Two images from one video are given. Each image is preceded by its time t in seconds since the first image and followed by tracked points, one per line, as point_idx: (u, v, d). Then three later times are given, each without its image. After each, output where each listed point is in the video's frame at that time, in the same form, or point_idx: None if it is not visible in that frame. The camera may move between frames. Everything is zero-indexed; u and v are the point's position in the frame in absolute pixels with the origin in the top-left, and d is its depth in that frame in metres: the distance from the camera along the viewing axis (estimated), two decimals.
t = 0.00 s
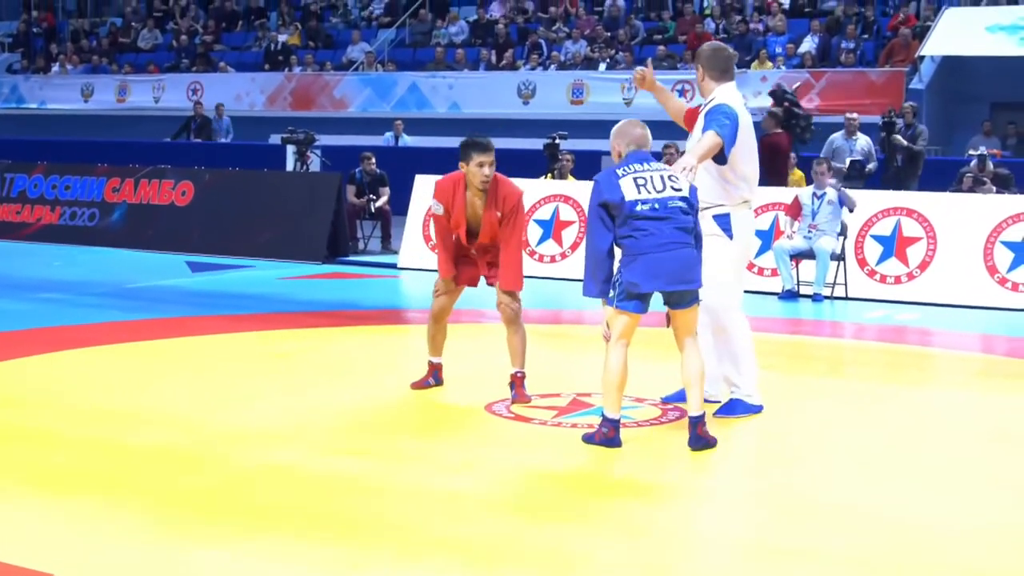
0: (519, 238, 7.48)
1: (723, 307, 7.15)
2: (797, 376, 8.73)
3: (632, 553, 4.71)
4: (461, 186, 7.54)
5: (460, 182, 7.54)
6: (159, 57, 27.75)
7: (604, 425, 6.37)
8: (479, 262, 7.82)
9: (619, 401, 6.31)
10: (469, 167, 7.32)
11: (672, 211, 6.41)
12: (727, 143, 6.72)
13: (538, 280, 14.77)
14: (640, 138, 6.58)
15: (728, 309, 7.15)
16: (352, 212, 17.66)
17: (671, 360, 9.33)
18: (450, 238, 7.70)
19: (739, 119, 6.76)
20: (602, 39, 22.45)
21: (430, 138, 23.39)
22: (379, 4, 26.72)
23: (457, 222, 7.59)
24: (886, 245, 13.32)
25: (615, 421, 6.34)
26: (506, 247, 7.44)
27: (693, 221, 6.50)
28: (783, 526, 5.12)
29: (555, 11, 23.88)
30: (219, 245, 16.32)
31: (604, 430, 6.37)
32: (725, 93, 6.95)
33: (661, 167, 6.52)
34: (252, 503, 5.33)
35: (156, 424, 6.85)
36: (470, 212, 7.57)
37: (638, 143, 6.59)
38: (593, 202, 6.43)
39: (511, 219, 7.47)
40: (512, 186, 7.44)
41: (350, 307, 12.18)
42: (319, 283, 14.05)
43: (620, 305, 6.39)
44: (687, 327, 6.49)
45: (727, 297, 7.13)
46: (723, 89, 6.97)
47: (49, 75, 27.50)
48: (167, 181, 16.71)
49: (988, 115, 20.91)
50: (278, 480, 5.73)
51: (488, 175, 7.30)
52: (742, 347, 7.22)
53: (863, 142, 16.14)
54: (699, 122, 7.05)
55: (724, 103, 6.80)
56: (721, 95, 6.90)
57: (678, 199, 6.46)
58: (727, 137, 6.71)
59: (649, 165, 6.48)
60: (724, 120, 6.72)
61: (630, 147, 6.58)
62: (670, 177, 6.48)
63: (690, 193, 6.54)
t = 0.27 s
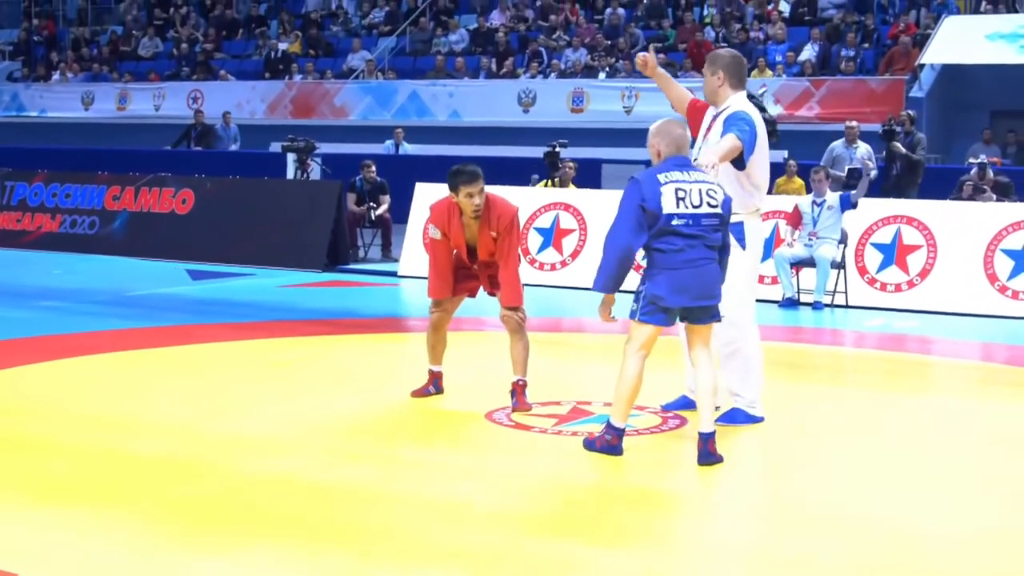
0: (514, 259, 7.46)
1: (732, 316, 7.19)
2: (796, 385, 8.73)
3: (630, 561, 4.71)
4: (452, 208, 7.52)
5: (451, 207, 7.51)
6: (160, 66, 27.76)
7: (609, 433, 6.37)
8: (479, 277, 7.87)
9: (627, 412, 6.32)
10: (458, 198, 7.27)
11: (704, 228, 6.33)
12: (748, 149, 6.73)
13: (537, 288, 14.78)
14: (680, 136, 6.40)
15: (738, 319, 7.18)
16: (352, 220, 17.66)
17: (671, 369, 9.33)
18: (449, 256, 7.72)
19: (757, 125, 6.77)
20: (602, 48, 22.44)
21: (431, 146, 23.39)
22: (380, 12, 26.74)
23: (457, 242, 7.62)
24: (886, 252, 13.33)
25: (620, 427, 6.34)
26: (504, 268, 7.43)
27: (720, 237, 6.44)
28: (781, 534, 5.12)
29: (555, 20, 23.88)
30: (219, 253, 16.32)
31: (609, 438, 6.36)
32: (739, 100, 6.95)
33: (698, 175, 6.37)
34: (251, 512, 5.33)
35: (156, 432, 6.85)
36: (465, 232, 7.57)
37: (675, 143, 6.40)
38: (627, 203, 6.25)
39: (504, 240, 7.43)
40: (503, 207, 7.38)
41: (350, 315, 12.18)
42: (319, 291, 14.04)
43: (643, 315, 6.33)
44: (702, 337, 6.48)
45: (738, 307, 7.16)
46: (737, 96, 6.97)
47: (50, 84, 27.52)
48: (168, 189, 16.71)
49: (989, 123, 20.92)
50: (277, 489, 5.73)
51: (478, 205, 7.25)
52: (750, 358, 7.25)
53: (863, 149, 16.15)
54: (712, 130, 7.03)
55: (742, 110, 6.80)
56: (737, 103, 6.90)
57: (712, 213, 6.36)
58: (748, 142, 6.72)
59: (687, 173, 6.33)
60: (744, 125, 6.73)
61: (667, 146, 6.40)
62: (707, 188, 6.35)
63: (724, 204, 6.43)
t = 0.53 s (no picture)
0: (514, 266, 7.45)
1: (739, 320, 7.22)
2: (796, 392, 8.72)
3: (629, 570, 4.70)
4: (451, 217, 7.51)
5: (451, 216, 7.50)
6: (160, 73, 27.78)
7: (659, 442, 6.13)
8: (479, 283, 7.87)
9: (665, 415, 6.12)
10: (458, 207, 7.26)
11: (727, 236, 6.11)
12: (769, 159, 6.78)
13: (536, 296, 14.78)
14: (709, 136, 6.15)
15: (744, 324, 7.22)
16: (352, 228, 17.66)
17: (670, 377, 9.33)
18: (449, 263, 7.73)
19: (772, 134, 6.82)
20: (602, 55, 22.47)
21: (430, 154, 23.41)
22: (380, 20, 26.76)
23: (456, 250, 7.61)
24: (886, 260, 13.35)
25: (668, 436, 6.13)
26: (503, 276, 7.42)
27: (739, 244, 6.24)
28: (780, 543, 5.11)
29: (555, 28, 23.90)
30: (218, 261, 16.32)
31: (660, 446, 6.13)
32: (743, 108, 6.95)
33: (725, 181, 6.15)
34: (249, 520, 5.32)
35: (155, 440, 6.84)
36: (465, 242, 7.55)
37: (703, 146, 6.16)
38: (655, 203, 5.98)
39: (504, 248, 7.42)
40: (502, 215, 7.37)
41: (349, 323, 12.16)
42: (319, 299, 14.04)
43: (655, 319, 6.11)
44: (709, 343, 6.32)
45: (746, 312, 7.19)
46: (739, 103, 6.96)
47: (49, 91, 27.52)
48: (167, 197, 16.71)
49: (988, 131, 20.95)
50: (276, 497, 5.72)
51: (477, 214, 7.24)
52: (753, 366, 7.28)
53: (862, 156, 16.15)
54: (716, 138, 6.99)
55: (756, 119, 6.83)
56: (744, 112, 6.90)
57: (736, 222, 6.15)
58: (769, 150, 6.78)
59: (715, 178, 6.09)
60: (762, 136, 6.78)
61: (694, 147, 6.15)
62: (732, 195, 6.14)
63: (747, 212, 6.23)
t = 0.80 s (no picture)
0: (507, 267, 7.45)
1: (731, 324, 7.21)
2: (791, 391, 8.73)
3: (625, 570, 4.70)
4: (447, 216, 7.53)
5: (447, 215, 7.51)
6: (155, 72, 27.76)
7: (679, 460, 6.01)
8: (473, 282, 7.87)
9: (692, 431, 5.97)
10: (452, 206, 7.26)
11: (723, 232, 6.02)
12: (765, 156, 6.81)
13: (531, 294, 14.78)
14: (695, 136, 6.04)
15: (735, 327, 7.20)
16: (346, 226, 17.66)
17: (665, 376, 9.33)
18: (445, 263, 7.74)
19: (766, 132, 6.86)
20: (597, 54, 22.48)
21: (424, 153, 23.41)
22: (375, 18, 26.74)
23: (451, 249, 7.62)
24: (880, 258, 13.35)
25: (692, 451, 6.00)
26: (497, 275, 7.44)
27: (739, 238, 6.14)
28: (776, 542, 5.12)
29: (550, 26, 23.91)
30: (213, 259, 16.31)
31: (679, 464, 6.02)
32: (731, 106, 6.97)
33: (716, 177, 6.04)
34: (245, 520, 5.33)
35: (151, 440, 6.84)
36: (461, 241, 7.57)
37: (689, 142, 6.04)
38: (641, 210, 5.90)
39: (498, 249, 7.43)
40: (498, 214, 7.38)
41: (345, 321, 12.17)
42: (314, 298, 14.04)
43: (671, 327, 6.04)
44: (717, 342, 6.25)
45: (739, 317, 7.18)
46: (725, 102, 6.98)
47: (44, 89, 27.50)
48: (162, 195, 16.70)
49: (982, 130, 21.00)
50: (273, 496, 5.73)
51: (471, 213, 7.23)
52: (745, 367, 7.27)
53: (856, 155, 16.17)
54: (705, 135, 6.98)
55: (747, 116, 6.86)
56: (732, 110, 6.91)
57: (732, 216, 6.05)
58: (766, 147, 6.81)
59: (704, 175, 5.99)
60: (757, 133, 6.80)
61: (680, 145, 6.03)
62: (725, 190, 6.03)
63: (743, 202, 6.12)
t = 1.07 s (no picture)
0: (492, 267, 7.45)
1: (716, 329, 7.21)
2: (778, 389, 8.74)
3: (611, 568, 4.70)
4: (434, 216, 7.53)
5: (434, 215, 7.52)
6: (141, 70, 27.71)
7: (666, 460, 5.99)
8: (460, 279, 7.86)
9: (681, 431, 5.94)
10: (440, 205, 7.26)
11: (720, 227, 5.99)
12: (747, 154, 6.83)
13: (518, 292, 14.78)
14: (684, 134, 6.04)
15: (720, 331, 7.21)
16: (333, 224, 17.64)
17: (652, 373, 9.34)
18: (432, 262, 7.74)
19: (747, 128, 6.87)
20: (584, 52, 22.48)
21: (410, 151, 23.39)
22: (361, 16, 26.70)
23: (438, 247, 7.61)
24: (866, 257, 13.37)
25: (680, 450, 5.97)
26: (484, 273, 7.44)
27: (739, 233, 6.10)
28: (762, 539, 5.12)
29: (536, 24, 23.89)
30: (200, 257, 16.29)
31: (666, 464, 6.00)
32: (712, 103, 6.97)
33: (710, 173, 6.02)
34: (232, 519, 5.32)
35: (138, 439, 6.83)
36: (448, 240, 7.57)
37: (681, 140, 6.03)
38: (636, 208, 5.89)
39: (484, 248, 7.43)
40: (485, 211, 7.38)
41: (332, 319, 12.16)
42: (301, 296, 14.03)
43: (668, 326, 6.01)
44: (720, 340, 6.23)
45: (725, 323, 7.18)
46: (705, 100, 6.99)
47: (30, 87, 27.43)
48: (149, 193, 16.67)
49: (968, 128, 21.02)
50: (260, 495, 5.72)
51: (460, 212, 7.23)
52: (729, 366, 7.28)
53: (843, 153, 16.20)
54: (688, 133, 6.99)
55: (728, 113, 6.86)
56: (712, 108, 6.92)
57: (728, 211, 6.02)
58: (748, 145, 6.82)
59: (699, 172, 5.97)
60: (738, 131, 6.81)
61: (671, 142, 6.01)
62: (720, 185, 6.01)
63: (740, 197, 6.09)
